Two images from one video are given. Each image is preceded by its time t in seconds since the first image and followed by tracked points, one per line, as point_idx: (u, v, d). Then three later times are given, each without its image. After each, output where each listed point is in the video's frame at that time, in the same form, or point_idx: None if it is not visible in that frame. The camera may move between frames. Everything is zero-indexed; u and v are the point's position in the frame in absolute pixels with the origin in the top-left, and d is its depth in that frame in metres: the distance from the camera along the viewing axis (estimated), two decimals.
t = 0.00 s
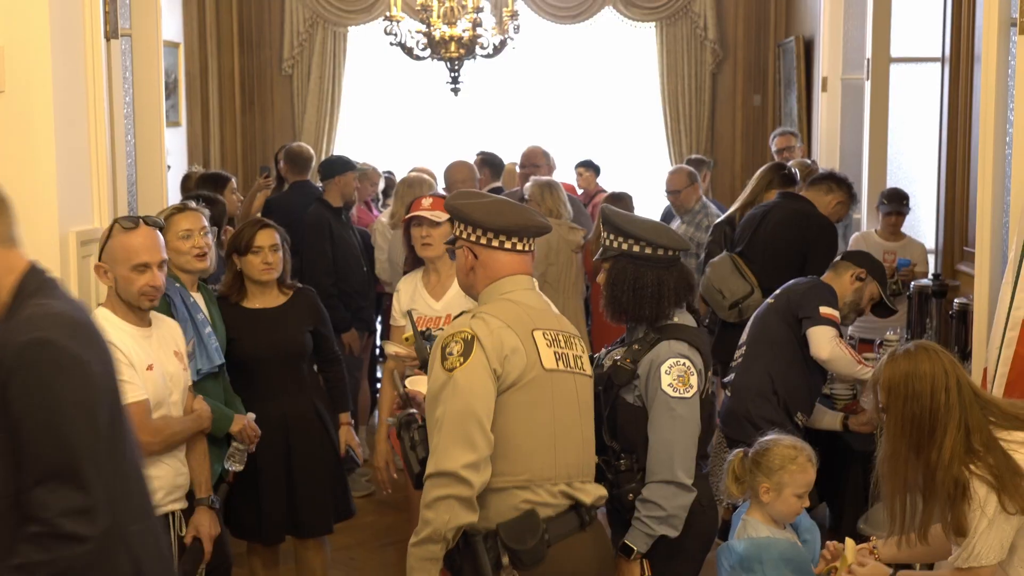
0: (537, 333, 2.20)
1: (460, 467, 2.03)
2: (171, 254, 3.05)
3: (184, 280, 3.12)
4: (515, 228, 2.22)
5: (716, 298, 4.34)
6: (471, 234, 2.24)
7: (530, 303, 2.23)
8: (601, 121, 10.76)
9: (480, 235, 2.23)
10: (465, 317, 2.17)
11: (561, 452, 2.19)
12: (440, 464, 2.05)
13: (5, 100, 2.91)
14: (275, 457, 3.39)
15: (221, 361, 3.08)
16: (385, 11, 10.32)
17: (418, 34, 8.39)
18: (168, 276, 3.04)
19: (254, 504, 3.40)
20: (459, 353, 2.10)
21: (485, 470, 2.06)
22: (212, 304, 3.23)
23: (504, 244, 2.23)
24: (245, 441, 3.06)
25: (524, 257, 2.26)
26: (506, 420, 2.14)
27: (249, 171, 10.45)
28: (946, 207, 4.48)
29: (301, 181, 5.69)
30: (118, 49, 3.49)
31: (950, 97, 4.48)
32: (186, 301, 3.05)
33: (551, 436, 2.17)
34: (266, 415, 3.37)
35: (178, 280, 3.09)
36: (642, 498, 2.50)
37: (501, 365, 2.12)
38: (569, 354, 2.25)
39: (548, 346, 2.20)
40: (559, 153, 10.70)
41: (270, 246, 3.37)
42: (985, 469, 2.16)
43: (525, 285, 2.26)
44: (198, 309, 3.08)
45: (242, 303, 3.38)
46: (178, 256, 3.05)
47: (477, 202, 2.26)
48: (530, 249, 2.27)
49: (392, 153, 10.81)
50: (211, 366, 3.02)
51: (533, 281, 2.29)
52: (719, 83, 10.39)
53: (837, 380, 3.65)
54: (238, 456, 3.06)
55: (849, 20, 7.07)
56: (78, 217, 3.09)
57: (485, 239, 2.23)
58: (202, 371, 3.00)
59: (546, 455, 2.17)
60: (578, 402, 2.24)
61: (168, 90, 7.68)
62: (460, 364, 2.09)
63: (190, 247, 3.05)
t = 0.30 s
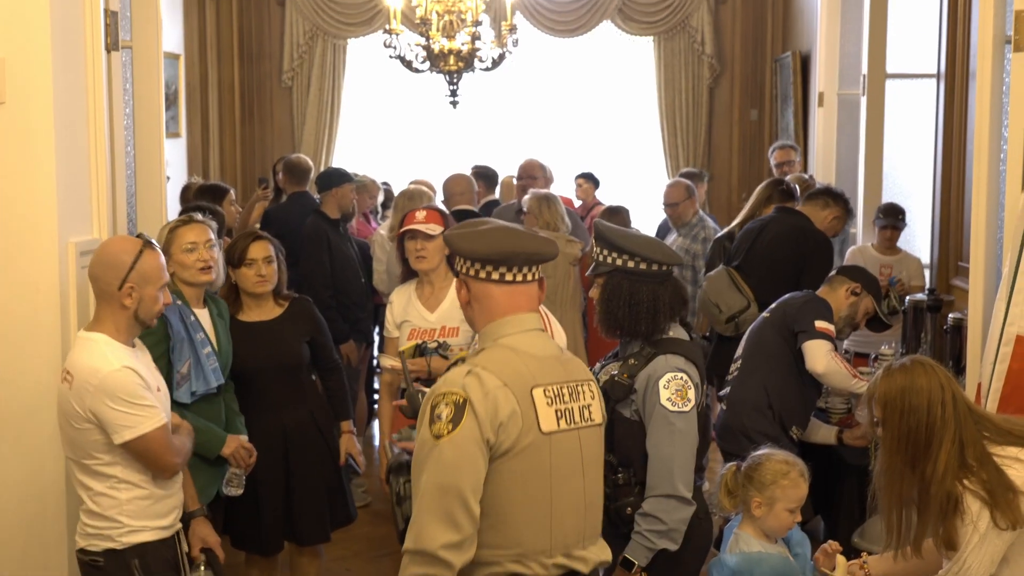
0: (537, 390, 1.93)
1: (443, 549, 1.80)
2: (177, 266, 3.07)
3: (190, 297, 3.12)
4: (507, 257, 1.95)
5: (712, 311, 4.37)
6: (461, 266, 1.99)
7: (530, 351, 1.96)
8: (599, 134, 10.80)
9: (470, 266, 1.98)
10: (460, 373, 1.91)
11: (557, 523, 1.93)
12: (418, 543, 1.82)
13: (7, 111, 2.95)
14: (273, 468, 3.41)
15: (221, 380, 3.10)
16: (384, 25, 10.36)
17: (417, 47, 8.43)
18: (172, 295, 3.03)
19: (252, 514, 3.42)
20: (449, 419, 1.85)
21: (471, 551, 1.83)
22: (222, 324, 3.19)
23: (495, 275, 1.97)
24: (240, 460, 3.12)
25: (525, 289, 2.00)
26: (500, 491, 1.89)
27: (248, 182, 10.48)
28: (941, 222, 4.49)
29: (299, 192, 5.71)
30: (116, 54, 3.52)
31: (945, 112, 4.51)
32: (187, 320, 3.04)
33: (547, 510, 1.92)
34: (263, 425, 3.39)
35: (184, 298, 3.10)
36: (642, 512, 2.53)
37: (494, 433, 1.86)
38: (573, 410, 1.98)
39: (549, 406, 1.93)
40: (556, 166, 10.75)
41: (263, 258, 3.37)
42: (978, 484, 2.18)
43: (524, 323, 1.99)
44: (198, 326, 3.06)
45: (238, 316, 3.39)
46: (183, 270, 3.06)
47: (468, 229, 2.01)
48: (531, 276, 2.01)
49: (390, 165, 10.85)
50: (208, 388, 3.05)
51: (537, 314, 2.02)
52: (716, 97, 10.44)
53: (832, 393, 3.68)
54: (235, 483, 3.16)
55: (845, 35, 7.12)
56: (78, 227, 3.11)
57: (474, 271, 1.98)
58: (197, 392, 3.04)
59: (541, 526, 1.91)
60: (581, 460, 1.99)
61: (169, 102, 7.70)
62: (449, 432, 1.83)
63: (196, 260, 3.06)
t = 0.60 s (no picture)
0: (531, 415, 1.76)
1: None
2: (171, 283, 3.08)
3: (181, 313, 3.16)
4: (506, 265, 1.80)
5: (705, 324, 4.44)
6: (457, 273, 1.85)
7: (528, 369, 1.81)
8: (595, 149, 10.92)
9: (468, 274, 1.84)
10: (450, 397, 1.74)
11: (558, 551, 1.78)
12: None
13: (11, 124, 2.85)
14: (275, 476, 3.48)
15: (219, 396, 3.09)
16: (384, 40, 10.48)
17: (418, 63, 8.51)
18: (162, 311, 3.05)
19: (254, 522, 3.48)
20: (439, 450, 1.69)
21: None
22: (223, 334, 3.20)
23: (492, 284, 1.82)
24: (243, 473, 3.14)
25: (527, 298, 1.85)
26: (495, 522, 1.74)
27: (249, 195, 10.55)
28: (931, 237, 4.59)
29: (299, 205, 5.78)
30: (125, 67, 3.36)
31: (935, 129, 4.60)
32: (176, 337, 3.04)
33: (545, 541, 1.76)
34: (265, 435, 3.46)
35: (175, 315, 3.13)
36: (645, 524, 2.58)
37: (486, 463, 1.71)
38: (572, 429, 1.83)
39: (545, 430, 1.77)
40: (554, 180, 10.86)
41: (275, 270, 3.43)
42: (968, 495, 2.26)
43: (528, 333, 1.85)
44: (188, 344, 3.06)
45: (248, 326, 3.46)
46: (178, 288, 3.07)
47: (465, 232, 1.86)
48: (533, 283, 1.85)
49: (388, 179, 10.96)
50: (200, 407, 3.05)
51: (541, 324, 1.87)
52: (710, 113, 10.58)
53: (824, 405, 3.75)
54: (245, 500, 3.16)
55: (838, 52, 7.23)
56: (83, 240, 3.02)
57: (471, 280, 1.83)
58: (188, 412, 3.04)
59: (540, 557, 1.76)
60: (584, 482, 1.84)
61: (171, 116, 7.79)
62: (438, 464, 1.68)
63: (190, 278, 3.07)
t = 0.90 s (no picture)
0: (578, 437, 1.61)
1: None
2: (195, 297, 3.05)
3: (195, 328, 3.13)
4: (559, 285, 1.65)
5: (703, 335, 4.43)
6: (496, 285, 1.67)
7: (571, 389, 1.65)
8: (594, 158, 10.93)
9: (509, 289, 1.66)
10: (495, 422, 1.58)
11: None
12: None
13: (11, 131, 2.85)
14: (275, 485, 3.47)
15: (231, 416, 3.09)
16: (384, 50, 10.49)
17: (417, 72, 8.51)
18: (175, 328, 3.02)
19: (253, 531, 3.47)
20: (488, 479, 1.53)
21: None
22: (239, 350, 3.18)
23: (541, 303, 1.65)
24: (258, 493, 3.10)
25: (567, 316, 1.69)
26: (541, 553, 1.59)
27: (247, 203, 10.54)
28: (929, 247, 4.59)
29: (297, 213, 5.78)
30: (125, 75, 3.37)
31: (934, 139, 4.61)
32: (188, 356, 3.02)
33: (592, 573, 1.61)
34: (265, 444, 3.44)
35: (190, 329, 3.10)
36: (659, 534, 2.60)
37: (537, 493, 1.56)
38: (614, 450, 1.68)
39: (592, 453, 1.63)
40: (552, 188, 10.87)
41: (292, 277, 3.45)
42: (967, 505, 2.27)
43: (566, 353, 1.70)
44: (200, 362, 3.05)
45: (262, 332, 3.47)
46: (202, 301, 3.05)
47: (506, 243, 1.69)
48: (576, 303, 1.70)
49: (387, 187, 10.96)
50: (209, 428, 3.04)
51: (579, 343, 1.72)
52: (709, 122, 10.59)
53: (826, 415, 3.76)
54: (259, 519, 3.08)
55: (837, 62, 7.25)
56: (81, 248, 3.02)
57: (514, 295, 1.66)
58: (197, 432, 3.03)
59: None
60: (628, 506, 1.69)
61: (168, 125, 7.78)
62: (489, 494, 1.52)
63: (215, 294, 3.05)
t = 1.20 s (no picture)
0: (650, 442, 1.67)
1: None
2: (262, 317, 2.81)
3: (256, 346, 2.85)
4: (623, 297, 1.70)
5: (703, 341, 4.40)
6: (559, 294, 1.72)
7: (639, 394, 1.71)
8: (593, 162, 10.93)
9: (574, 298, 1.71)
10: (568, 428, 1.64)
11: None
12: None
13: (10, 135, 2.85)
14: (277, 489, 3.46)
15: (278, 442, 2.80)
16: (383, 54, 10.49)
17: (415, 76, 8.52)
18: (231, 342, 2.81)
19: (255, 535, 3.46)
20: (568, 484, 1.58)
21: None
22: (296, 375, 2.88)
23: (606, 314, 1.70)
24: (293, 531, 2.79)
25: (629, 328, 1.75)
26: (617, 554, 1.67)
27: (246, 207, 10.54)
28: (929, 251, 4.59)
29: (296, 217, 5.77)
30: (125, 78, 3.37)
31: (933, 143, 4.62)
32: (241, 372, 2.79)
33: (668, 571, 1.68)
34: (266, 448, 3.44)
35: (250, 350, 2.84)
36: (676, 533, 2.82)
37: (613, 497, 1.62)
38: (682, 454, 1.74)
39: (665, 458, 1.68)
40: (551, 192, 10.87)
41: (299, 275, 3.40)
42: (977, 493, 2.34)
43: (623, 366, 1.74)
44: (252, 381, 2.79)
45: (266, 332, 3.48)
46: (267, 321, 2.80)
47: (572, 251, 1.74)
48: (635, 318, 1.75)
49: (386, 192, 10.95)
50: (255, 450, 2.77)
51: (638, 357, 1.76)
52: (708, 126, 10.58)
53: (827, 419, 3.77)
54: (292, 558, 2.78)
55: (836, 67, 7.25)
56: (80, 251, 3.01)
57: (578, 305, 1.71)
58: (240, 454, 2.77)
59: None
60: (695, 509, 1.75)
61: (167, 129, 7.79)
62: (571, 500, 1.58)
63: (284, 317, 2.80)
